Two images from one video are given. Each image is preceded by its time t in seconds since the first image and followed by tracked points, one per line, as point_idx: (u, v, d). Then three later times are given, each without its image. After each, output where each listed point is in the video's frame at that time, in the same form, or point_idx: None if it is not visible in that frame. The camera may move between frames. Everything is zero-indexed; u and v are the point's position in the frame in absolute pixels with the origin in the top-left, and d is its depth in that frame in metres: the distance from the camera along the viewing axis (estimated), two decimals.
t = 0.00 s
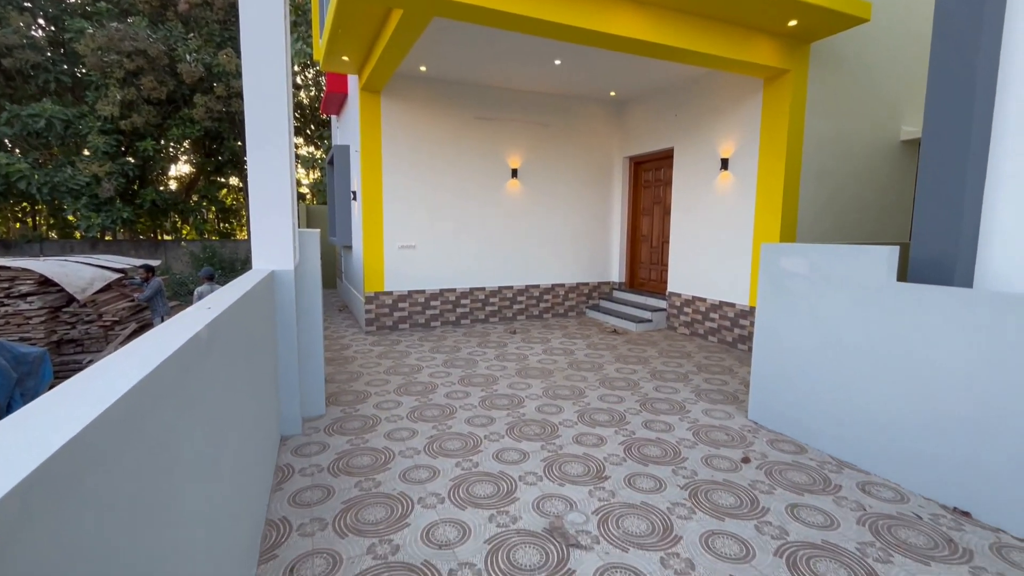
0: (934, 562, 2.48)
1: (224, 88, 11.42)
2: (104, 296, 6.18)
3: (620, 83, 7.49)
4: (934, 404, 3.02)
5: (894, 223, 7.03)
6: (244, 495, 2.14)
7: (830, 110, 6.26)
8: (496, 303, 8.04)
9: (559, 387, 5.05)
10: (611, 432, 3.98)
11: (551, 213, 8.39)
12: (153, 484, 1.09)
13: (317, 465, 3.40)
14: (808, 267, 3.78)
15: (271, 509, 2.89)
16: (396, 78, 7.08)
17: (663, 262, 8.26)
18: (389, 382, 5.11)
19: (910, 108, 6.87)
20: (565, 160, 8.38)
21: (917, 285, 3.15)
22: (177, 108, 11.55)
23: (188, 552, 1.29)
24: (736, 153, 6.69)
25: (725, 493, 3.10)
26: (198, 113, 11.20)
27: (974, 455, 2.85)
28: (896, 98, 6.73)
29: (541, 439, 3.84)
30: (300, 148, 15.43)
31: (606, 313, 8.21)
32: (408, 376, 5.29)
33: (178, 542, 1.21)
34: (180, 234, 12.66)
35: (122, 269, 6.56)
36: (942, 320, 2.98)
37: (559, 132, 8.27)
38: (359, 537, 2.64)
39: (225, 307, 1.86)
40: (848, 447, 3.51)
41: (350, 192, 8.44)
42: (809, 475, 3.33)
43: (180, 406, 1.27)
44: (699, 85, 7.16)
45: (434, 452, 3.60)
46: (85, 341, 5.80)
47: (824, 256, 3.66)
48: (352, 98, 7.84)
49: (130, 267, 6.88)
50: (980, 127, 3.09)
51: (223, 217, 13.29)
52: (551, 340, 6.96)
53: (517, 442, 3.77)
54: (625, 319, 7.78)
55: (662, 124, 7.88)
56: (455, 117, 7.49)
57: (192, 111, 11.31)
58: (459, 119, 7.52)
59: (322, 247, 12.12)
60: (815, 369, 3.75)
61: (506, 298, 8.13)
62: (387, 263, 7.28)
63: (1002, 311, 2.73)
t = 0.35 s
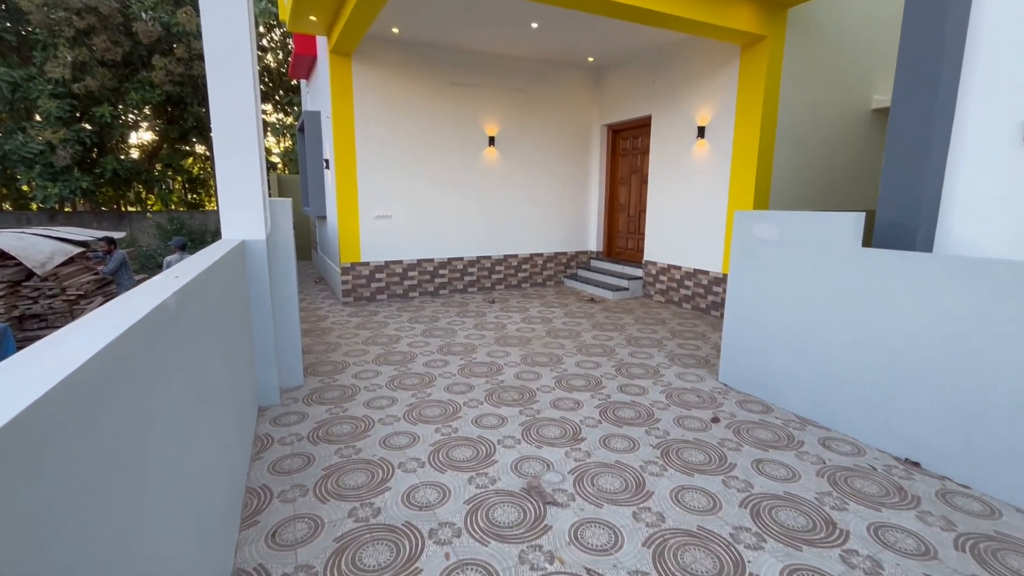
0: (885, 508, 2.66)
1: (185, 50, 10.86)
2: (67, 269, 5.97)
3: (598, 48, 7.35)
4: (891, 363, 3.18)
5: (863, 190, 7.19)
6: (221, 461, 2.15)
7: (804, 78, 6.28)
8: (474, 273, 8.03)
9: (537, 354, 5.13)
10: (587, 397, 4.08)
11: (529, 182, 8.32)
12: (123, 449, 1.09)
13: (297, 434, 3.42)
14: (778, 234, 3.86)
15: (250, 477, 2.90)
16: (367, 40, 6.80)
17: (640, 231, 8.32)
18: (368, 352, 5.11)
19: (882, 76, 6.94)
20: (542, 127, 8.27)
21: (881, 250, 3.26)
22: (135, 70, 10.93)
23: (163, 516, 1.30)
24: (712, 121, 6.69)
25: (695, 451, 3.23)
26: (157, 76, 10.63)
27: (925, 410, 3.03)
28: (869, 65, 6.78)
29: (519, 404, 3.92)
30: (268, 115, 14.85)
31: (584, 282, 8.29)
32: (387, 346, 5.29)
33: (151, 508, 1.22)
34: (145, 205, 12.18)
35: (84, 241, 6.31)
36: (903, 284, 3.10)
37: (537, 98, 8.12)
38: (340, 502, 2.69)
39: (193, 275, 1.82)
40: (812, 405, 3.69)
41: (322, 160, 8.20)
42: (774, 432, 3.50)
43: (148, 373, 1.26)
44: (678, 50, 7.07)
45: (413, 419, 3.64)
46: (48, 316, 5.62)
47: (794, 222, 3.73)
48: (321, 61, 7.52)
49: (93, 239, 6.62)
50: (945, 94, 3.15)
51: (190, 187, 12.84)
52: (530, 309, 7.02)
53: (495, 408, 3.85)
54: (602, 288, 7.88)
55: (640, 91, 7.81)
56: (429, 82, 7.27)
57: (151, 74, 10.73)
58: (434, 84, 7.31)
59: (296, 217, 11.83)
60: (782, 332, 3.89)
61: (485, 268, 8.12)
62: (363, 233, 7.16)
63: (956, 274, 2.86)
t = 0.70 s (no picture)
0: (834, 460, 2.85)
1: (126, 9, 10.16)
2: (8, 246, 5.61)
3: (566, 14, 7.19)
4: (844, 326, 3.36)
5: (824, 160, 7.39)
6: (187, 438, 2.12)
7: (769, 47, 6.33)
8: (444, 246, 7.96)
9: (508, 325, 5.17)
10: (557, 365, 4.17)
11: (499, 152, 8.22)
12: (82, 422, 1.07)
13: (266, 411, 3.38)
14: (741, 204, 3.95)
15: (219, 455, 2.87)
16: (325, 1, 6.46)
17: (609, 202, 8.38)
18: (337, 327, 5.05)
19: (844, 46, 7.05)
20: (510, 97, 8.12)
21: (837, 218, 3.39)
22: (72, 31, 10.19)
23: (127, 493, 1.29)
24: (680, 90, 6.70)
25: (660, 414, 3.36)
26: (97, 38, 9.90)
27: (872, 368, 3.23)
28: (832, 35, 6.87)
29: (490, 374, 3.97)
30: (223, 82, 14.09)
31: (554, 253, 8.34)
32: (356, 321, 5.23)
33: (115, 485, 1.21)
34: (92, 177, 11.47)
35: (26, 217, 5.93)
36: (856, 250, 3.26)
37: (505, 66, 7.94)
38: (312, 475, 2.69)
39: (147, 248, 1.76)
40: (771, 367, 3.88)
41: (283, 130, 7.86)
42: (734, 394, 3.67)
43: (104, 350, 1.23)
44: (646, 17, 6.99)
45: (385, 391, 3.65)
46: None
47: (756, 192, 3.83)
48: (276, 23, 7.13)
49: (36, 214, 6.23)
50: (901, 65, 3.24)
51: (140, 159, 12.14)
52: (501, 281, 7.04)
53: (467, 378, 3.89)
54: (571, 259, 7.95)
55: (609, 60, 7.72)
56: (393, 47, 7.00)
57: (90, 35, 9.99)
58: (397, 50, 7.04)
59: (257, 190, 11.39)
60: (744, 298, 4.03)
61: (455, 241, 8.06)
62: (329, 207, 6.97)
63: (904, 241, 3.01)
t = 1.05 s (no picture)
0: (782, 418, 3.03)
1: None
2: None
3: None
4: (793, 292, 3.52)
5: (775, 134, 7.59)
6: (136, 426, 2.03)
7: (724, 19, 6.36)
8: (404, 222, 7.80)
9: (471, 300, 5.16)
10: (521, 338, 4.22)
11: (458, 125, 8.03)
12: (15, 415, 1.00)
13: (222, 395, 3.27)
14: (698, 175, 4.04)
15: (173, 441, 2.77)
16: None
17: (569, 174, 8.40)
18: (295, 307, 4.90)
19: (796, 19, 7.18)
20: (468, 67, 7.90)
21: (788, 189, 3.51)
22: None
23: (68, 487, 1.22)
24: (638, 61, 6.67)
25: (621, 381, 3.49)
26: None
27: (818, 331, 3.42)
28: (785, 8, 6.97)
29: (455, 349, 3.99)
30: (157, 49, 13.10)
31: (516, 228, 8.33)
32: (315, 300, 5.09)
33: (53, 479, 1.13)
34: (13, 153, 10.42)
35: None
36: (805, 220, 3.41)
37: (462, 35, 7.70)
38: (274, 457, 2.65)
39: (78, 228, 1.63)
40: (725, 333, 4.05)
41: (227, 101, 7.42)
42: (691, 360, 3.82)
43: (33, 338, 1.14)
44: None
45: (347, 370, 3.61)
46: None
47: (713, 164, 3.91)
48: None
49: None
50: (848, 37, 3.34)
51: (70, 133, 11.20)
52: (463, 256, 6.99)
53: (431, 354, 3.89)
54: (533, 233, 7.97)
55: (568, 30, 7.59)
56: (344, 13, 6.66)
57: None
58: (349, 17, 6.70)
59: (202, 166, 10.77)
60: (701, 267, 4.16)
61: (415, 217, 7.91)
62: (281, 182, 6.68)
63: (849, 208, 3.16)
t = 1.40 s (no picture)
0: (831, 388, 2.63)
1: None
2: None
3: None
4: (768, 289, 2.85)
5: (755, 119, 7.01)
6: (82, 470, 1.57)
7: None
8: (353, 203, 7.04)
9: (425, 281, 4.32)
10: (478, 317, 3.40)
11: (409, 101, 7.24)
12: None
13: (164, 388, 2.53)
14: (647, 149, 3.33)
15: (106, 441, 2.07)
16: None
17: (523, 152, 7.65)
18: (240, 293, 4.12)
19: None
20: (415, 39, 7.10)
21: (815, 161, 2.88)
22: None
23: None
24: (588, 35, 5.82)
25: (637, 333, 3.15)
26: None
27: (800, 335, 2.75)
28: None
29: (411, 331, 3.17)
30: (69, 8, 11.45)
31: (471, 206, 7.54)
32: (262, 285, 4.32)
33: None
34: None
35: None
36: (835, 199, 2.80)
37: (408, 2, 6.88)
38: (225, 451, 1.99)
39: None
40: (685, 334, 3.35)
41: (151, 72, 6.48)
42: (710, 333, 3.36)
43: None
44: None
45: (298, 357, 2.83)
46: None
47: (664, 134, 3.21)
48: None
49: None
50: None
51: None
52: (417, 236, 6.26)
53: (387, 337, 3.09)
54: (488, 212, 7.17)
55: None
56: None
57: None
58: None
59: (126, 140, 9.51)
60: (654, 240, 3.44)
61: (365, 197, 7.12)
62: (217, 162, 5.87)
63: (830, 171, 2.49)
